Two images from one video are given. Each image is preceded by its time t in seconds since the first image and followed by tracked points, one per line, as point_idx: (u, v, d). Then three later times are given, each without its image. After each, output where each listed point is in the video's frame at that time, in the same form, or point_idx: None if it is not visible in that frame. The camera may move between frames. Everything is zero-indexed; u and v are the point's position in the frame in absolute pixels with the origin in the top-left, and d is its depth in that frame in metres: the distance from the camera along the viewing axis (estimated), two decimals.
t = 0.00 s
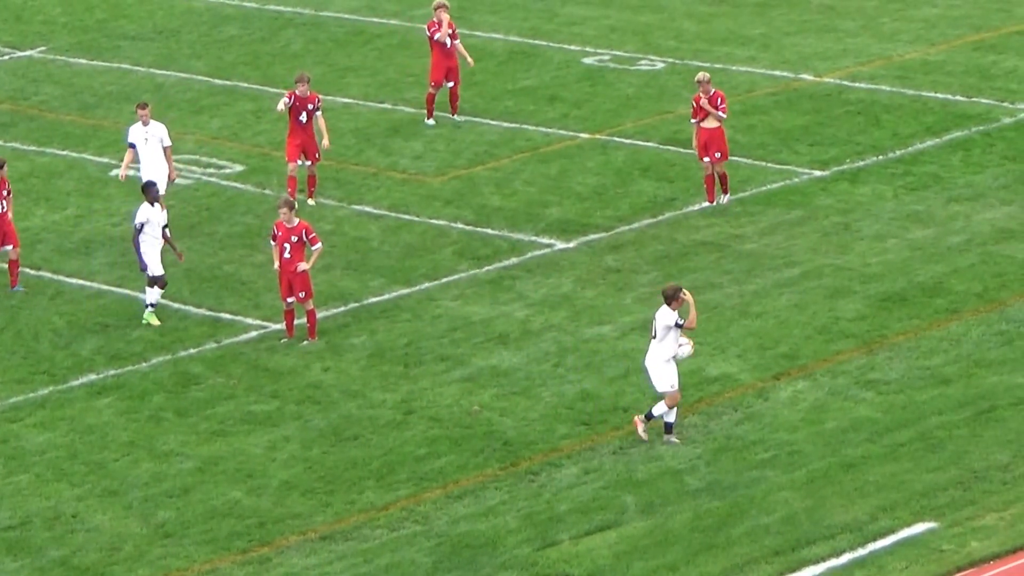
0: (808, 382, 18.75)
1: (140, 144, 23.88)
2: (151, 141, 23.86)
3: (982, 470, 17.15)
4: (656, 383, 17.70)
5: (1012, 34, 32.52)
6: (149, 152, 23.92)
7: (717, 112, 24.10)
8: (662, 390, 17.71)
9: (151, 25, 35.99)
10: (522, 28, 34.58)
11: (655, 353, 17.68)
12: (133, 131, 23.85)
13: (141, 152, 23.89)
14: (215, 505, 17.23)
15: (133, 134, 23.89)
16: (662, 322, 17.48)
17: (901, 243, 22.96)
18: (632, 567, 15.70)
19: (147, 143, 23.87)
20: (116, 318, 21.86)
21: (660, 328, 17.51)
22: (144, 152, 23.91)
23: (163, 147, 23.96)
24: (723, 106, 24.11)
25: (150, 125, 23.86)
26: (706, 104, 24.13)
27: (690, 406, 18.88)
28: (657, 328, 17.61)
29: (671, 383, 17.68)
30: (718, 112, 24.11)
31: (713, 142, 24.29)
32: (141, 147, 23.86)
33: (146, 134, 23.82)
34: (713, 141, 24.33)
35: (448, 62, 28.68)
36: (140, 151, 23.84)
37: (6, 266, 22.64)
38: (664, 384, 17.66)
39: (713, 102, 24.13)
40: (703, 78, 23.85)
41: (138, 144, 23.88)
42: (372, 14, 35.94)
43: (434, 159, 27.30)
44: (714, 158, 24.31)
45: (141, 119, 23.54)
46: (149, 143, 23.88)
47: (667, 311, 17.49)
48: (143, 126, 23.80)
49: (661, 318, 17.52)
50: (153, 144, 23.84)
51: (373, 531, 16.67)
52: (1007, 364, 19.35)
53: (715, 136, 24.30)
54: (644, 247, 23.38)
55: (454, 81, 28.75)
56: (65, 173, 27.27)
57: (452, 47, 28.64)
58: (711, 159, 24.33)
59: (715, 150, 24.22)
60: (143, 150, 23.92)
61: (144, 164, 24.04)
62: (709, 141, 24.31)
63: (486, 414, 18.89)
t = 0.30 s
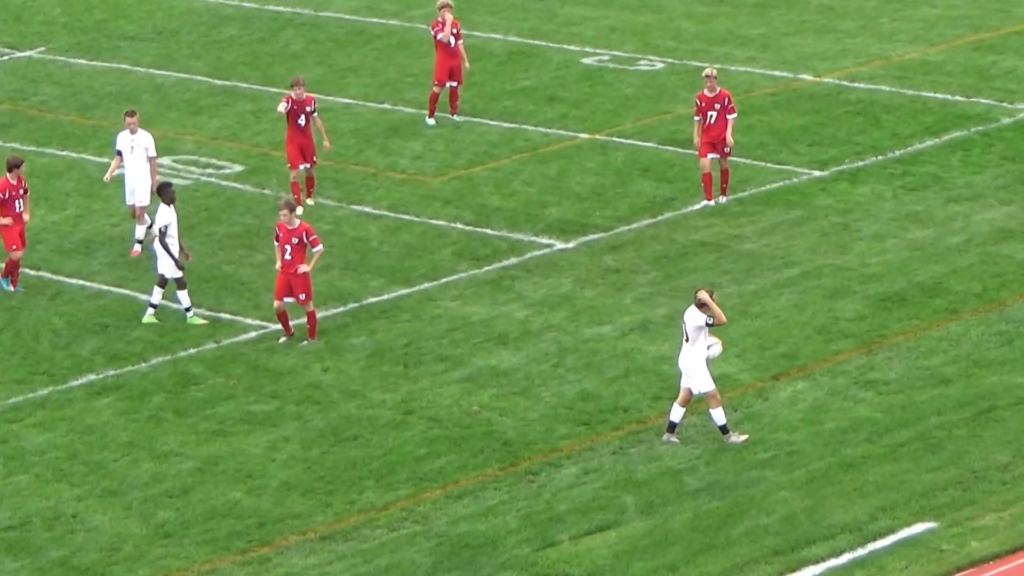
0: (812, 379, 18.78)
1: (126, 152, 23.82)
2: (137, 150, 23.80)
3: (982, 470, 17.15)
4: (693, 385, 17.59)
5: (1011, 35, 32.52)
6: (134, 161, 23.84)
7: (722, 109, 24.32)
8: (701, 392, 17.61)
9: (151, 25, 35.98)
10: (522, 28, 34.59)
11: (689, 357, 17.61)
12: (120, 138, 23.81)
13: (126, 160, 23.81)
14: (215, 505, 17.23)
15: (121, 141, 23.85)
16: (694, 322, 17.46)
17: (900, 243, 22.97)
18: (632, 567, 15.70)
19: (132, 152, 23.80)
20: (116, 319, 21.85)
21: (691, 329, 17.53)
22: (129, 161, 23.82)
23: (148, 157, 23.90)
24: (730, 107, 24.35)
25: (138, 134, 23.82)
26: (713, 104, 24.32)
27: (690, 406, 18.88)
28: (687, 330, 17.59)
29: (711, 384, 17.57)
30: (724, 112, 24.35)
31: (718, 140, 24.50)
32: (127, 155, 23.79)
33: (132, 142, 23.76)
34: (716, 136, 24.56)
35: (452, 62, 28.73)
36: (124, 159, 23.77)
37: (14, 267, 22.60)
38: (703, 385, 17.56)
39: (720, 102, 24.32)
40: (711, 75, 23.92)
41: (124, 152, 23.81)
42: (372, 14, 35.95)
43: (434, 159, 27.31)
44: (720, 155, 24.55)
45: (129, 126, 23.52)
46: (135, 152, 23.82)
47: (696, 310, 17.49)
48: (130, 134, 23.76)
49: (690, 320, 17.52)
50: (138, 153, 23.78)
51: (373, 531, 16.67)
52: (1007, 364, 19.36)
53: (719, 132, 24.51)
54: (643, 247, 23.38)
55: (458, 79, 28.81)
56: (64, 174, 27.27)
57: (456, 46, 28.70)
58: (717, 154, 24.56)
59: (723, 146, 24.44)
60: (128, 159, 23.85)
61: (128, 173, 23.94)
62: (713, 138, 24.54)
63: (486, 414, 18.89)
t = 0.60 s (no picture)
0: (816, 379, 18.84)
1: (115, 158, 23.68)
2: (126, 156, 23.70)
3: (981, 470, 17.16)
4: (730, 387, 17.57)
5: (1010, 35, 32.54)
6: (123, 168, 23.73)
7: (724, 108, 24.41)
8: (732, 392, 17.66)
9: (150, 25, 35.99)
10: (521, 28, 34.62)
11: (726, 358, 17.62)
12: (108, 145, 23.67)
13: (116, 167, 23.68)
14: (215, 505, 17.23)
15: (109, 148, 23.70)
16: (735, 326, 17.42)
17: (900, 243, 22.99)
18: (631, 567, 15.71)
19: (122, 159, 23.69)
20: (116, 318, 21.85)
21: (731, 334, 17.50)
22: (119, 168, 23.70)
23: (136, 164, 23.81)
24: (735, 106, 24.40)
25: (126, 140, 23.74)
26: (715, 102, 24.41)
27: (690, 406, 18.89)
28: (726, 333, 17.56)
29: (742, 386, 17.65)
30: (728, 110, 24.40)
31: (721, 138, 24.59)
32: (117, 161, 23.66)
33: (122, 148, 23.64)
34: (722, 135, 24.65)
35: (453, 62, 28.69)
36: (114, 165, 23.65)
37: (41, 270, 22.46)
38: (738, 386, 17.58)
39: (722, 100, 24.40)
40: (712, 72, 24.00)
41: (114, 158, 23.69)
42: (372, 14, 35.97)
43: (433, 159, 27.32)
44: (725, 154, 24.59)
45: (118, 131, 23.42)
46: (124, 159, 23.71)
47: (731, 309, 17.51)
48: (120, 140, 23.64)
49: (731, 324, 17.49)
50: (128, 159, 23.66)
51: (372, 531, 16.68)
52: (1006, 364, 19.37)
53: (723, 130, 24.59)
54: (642, 247, 23.39)
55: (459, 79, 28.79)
56: (64, 174, 27.27)
57: (458, 47, 28.64)
58: (721, 153, 24.62)
59: (726, 145, 24.53)
60: (117, 165, 23.71)
61: (115, 180, 23.73)
62: (716, 137, 24.61)
63: (485, 414, 18.90)
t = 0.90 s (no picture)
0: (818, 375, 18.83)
1: (107, 167, 23.24)
2: (118, 163, 23.24)
3: (981, 470, 17.17)
4: (769, 387, 17.50)
5: (1009, 35, 32.54)
6: (116, 175, 23.30)
7: (724, 106, 24.49)
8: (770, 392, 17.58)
9: (150, 26, 36.01)
10: (521, 28, 34.62)
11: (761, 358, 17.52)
12: (98, 153, 23.19)
13: (108, 175, 23.26)
14: (214, 505, 17.24)
15: (98, 156, 23.21)
16: (770, 326, 17.28)
17: (899, 243, 22.99)
18: (631, 567, 15.72)
19: (114, 166, 23.25)
20: (116, 318, 21.86)
21: (766, 333, 17.37)
22: (112, 175, 23.29)
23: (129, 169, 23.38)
24: (734, 103, 24.49)
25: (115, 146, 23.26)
26: (715, 100, 24.52)
27: (689, 406, 18.89)
28: (759, 333, 17.43)
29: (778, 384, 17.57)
30: (727, 107, 24.49)
31: (721, 136, 24.57)
32: (109, 169, 23.22)
33: (112, 156, 23.18)
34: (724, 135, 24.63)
35: (453, 62, 28.76)
36: (106, 174, 23.22)
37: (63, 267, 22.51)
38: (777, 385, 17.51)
39: (722, 97, 24.51)
40: (709, 68, 24.23)
41: (105, 166, 23.23)
42: (372, 14, 35.97)
43: (433, 159, 27.33)
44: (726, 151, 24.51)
45: (109, 141, 22.98)
46: (116, 166, 23.26)
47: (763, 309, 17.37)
48: (109, 148, 23.16)
49: (765, 323, 17.35)
50: (121, 166, 23.23)
51: (372, 531, 16.69)
52: (1006, 364, 19.37)
53: (724, 129, 24.58)
54: (642, 247, 23.40)
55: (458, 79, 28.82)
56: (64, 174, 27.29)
57: (458, 46, 28.76)
58: (721, 152, 24.56)
59: (726, 143, 24.46)
60: (109, 173, 23.28)
61: (109, 188, 23.35)
62: (717, 137, 24.59)
63: (485, 414, 18.90)
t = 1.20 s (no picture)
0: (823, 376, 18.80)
1: (116, 176, 22.85)
2: (126, 173, 22.91)
3: (980, 470, 17.17)
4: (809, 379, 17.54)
5: (1009, 35, 32.54)
6: (123, 185, 22.95)
7: (724, 103, 24.68)
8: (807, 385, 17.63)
9: (150, 25, 36.00)
10: (521, 28, 34.61)
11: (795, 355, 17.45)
12: (106, 163, 22.79)
13: (117, 185, 22.85)
14: (214, 505, 17.24)
15: (107, 166, 22.81)
16: (805, 316, 17.34)
17: (899, 243, 22.99)
18: (630, 567, 15.72)
19: (122, 176, 22.88)
20: (115, 319, 21.85)
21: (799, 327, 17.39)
22: (119, 185, 22.90)
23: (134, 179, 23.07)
24: (734, 101, 24.69)
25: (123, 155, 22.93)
26: (715, 98, 24.72)
27: (689, 406, 18.89)
28: (792, 329, 17.37)
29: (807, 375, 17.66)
30: (727, 104, 24.68)
31: (724, 133, 24.71)
32: (118, 178, 22.83)
33: (122, 165, 22.85)
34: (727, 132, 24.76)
35: (452, 60, 28.94)
36: (115, 183, 22.81)
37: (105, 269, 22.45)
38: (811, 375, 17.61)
39: (722, 96, 24.72)
40: (711, 66, 24.45)
41: (113, 175, 22.81)
42: (371, 14, 35.96)
43: (432, 159, 27.33)
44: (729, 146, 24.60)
45: (121, 148, 22.67)
46: (124, 175, 22.92)
47: (790, 305, 17.40)
48: (119, 158, 22.85)
49: (797, 317, 17.37)
50: (128, 176, 22.92)
51: (372, 531, 16.69)
52: (1005, 364, 19.37)
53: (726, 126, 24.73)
54: (642, 247, 23.39)
55: (456, 79, 28.99)
56: (64, 174, 27.28)
57: (458, 45, 28.94)
58: (722, 148, 24.66)
59: (726, 138, 24.60)
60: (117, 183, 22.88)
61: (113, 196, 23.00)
62: (719, 133, 24.72)
63: (484, 414, 18.90)
